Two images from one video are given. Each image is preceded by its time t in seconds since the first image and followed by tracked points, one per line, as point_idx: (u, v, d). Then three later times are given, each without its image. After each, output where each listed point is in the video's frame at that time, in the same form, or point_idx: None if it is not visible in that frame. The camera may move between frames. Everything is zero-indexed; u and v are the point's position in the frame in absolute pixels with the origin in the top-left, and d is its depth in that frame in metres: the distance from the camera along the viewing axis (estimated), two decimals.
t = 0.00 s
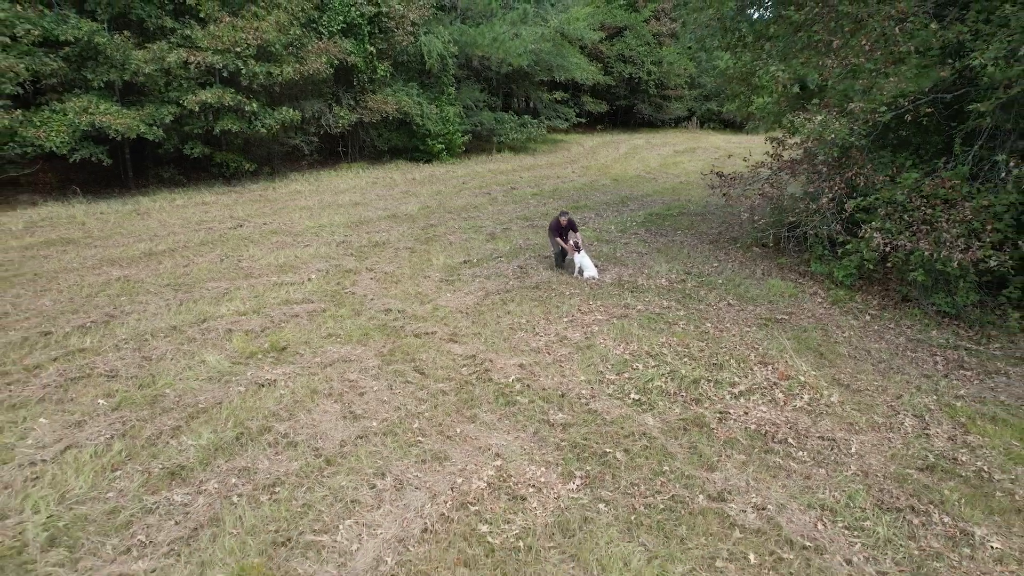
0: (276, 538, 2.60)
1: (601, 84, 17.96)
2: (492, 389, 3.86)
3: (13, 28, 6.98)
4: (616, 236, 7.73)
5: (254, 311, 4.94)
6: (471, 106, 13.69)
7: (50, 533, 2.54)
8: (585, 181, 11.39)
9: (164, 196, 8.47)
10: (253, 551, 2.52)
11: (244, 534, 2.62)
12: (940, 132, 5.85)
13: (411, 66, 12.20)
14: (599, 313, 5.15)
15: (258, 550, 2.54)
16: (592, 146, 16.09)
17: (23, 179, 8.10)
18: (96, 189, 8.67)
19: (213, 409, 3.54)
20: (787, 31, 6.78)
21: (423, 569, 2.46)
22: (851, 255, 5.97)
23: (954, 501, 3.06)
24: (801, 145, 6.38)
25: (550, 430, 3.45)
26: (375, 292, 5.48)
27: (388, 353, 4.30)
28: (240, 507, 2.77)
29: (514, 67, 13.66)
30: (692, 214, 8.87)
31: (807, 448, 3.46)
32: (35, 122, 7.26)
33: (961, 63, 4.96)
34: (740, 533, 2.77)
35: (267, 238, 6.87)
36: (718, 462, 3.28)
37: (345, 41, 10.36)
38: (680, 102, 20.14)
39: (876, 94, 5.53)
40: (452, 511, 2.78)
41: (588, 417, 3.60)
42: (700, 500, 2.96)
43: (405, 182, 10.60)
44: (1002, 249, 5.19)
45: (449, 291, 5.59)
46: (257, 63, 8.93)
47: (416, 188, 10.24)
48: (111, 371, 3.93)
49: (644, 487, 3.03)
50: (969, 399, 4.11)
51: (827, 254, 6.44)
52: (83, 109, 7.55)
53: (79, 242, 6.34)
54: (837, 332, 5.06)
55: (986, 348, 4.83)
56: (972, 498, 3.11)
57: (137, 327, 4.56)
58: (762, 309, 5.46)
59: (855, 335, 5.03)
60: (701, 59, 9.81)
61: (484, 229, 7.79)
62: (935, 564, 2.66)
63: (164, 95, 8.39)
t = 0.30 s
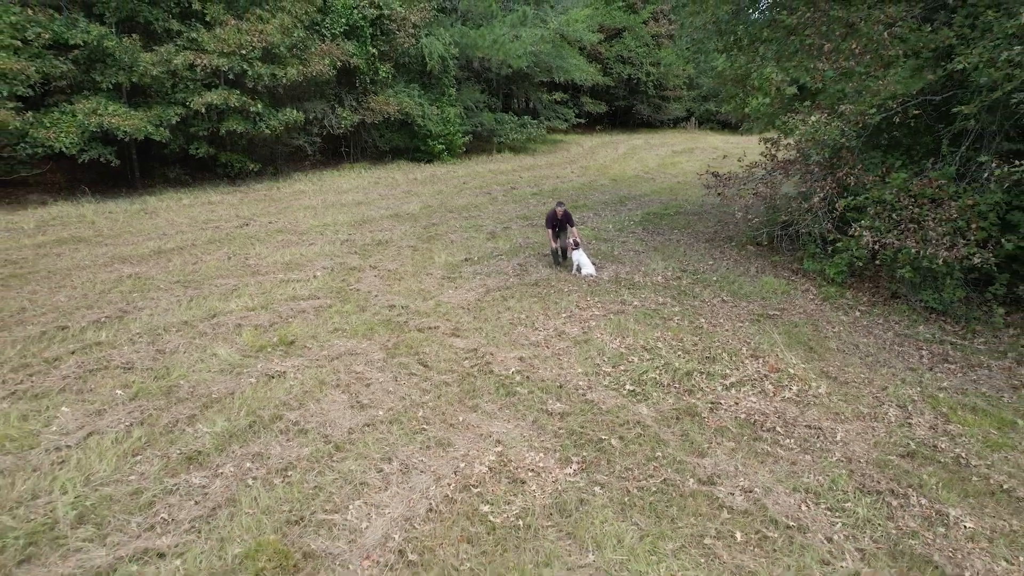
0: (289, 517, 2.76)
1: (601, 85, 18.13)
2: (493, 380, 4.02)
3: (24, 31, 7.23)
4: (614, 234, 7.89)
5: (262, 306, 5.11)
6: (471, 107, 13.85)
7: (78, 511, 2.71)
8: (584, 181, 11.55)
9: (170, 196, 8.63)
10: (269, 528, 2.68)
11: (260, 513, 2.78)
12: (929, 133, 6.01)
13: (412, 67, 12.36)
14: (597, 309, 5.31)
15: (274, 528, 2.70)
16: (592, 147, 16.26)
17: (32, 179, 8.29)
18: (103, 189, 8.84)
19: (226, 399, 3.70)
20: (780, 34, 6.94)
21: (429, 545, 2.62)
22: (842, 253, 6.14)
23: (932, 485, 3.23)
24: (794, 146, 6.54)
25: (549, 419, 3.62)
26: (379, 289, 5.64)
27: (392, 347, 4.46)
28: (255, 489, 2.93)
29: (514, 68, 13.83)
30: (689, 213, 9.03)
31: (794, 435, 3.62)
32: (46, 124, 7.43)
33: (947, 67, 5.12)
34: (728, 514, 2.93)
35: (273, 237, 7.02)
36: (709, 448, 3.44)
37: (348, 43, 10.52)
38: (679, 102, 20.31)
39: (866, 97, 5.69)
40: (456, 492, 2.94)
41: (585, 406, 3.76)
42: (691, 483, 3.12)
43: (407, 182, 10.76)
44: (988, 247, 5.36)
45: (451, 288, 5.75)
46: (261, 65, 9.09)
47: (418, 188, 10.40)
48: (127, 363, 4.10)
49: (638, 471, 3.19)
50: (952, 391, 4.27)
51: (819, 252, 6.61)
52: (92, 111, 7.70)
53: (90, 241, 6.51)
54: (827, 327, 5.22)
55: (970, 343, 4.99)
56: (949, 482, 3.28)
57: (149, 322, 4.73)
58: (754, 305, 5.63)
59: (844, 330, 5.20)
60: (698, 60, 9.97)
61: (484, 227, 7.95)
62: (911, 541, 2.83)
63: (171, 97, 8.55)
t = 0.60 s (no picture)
0: (302, 498, 2.92)
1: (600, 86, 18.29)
2: (494, 372, 4.19)
3: (35, 35, 7.41)
4: (612, 233, 8.06)
5: (270, 303, 5.27)
6: (471, 108, 14.01)
7: (104, 492, 2.89)
8: (583, 181, 11.72)
9: (176, 196, 8.79)
10: (283, 508, 2.85)
11: (274, 494, 2.94)
12: (918, 134, 6.17)
13: (414, 69, 12.52)
14: (594, 305, 5.48)
15: (288, 508, 2.86)
16: (591, 147, 16.44)
17: (42, 179, 8.45)
18: (111, 189, 9.01)
19: (239, 390, 3.87)
20: (774, 38, 7.10)
21: (434, 523, 2.79)
22: (834, 251, 6.31)
23: (911, 471, 3.40)
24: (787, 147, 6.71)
25: (547, 409, 3.78)
26: (383, 286, 5.80)
27: (397, 341, 4.62)
28: (269, 472, 3.10)
29: (514, 70, 14.00)
30: (685, 212, 9.20)
31: (781, 424, 3.79)
32: (56, 125, 7.59)
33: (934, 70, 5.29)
34: (717, 496, 3.09)
35: (278, 236, 7.19)
36: (700, 436, 3.60)
37: (350, 45, 10.69)
38: (677, 103, 20.48)
39: (856, 100, 5.85)
40: (459, 476, 3.11)
41: (582, 397, 3.93)
42: (682, 468, 3.29)
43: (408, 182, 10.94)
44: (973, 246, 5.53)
45: (453, 285, 5.92)
46: (266, 68, 9.26)
47: (419, 188, 10.57)
48: (142, 357, 4.27)
49: (632, 457, 3.36)
50: (935, 383, 4.45)
51: (811, 250, 6.77)
52: (101, 112, 7.86)
53: (100, 240, 6.67)
54: (817, 322, 5.39)
55: (956, 338, 5.16)
56: (927, 468, 3.45)
57: (162, 317, 4.89)
58: (748, 301, 5.79)
59: (834, 326, 5.37)
60: (695, 62, 10.14)
61: (485, 227, 8.12)
62: (889, 521, 3.00)
63: (177, 99, 8.72)
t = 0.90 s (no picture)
0: (314, 481, 3.10)
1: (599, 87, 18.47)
2: (494, 366, 4.37)
3: (46, 39, 7.59)
4: (609, 233, 8.24)
5: (278, 299, 5.45)
6: (472, 109, 14.18)
7: (128, 476, 3.06)
8: (582, 181, 11.90)
9: (183, 196, 8.97)
10: (296, 490, 3.02)
11: (287, 478, 3.12)
12: (907, 136, 6.34)
13: (415, 71, 12.69)
14: (592, 302, 5.66)
15: (301, 490, 3.04)
16: (590, 148, 16.63)
17: (52, 180, 8.64)
18: (119, 189, 9.19)
19: (251, 382, 4.05)
20: (768, 42, 7.27)
21: (439, 504, 2.96)
22: (825, 249, 6.49)
23: (891, 458, 3.58)
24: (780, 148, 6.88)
25: (546, 400, 3.96)
26: (386, 284, 5.98)
27: (401, 336, 4.81)
28: (282, 458, 3.28)
29: (514, 72, 14.18)
30: (682, 212, 9.38)
31: (769, 414, 3.96)
32: (66, 127, 7.77)
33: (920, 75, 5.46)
34: (706, 481, 3.27)
35: (284, 235, 7.36)
36: (691, 425, 3.78)
37: (353, 47, 10.86)
38: (676, 104, 20.66)
39: (846, 103, 6.03)
40: (462, 461, 3.28)
41: (579, 388, 4.11)
42: (673, 455, 3.46)
43: (410, 182, 11.11)
44: (959, 245, 5.70)
45: (454, 283, 6.09)
46: (271, 70, 9.44)
47: (421, 188, 10.75)
48: (156, 351, 4.44)
49: (626, 445, 3.54)
50: (919, 376, 4.63)
51: (804, 249, 6.95)
52: (110, 115, 8.04)
53: (111, 239, 6.84)
54: (808, 318, 5.57)
55: (941, 334, 5.34)
56: (907, 455, 3.63)
57: (174, 313, 5.07)
58: (741, 298, 5.97)
59: (824, 322, 5.55)
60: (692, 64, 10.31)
61: (485, 226, 8.30)
62: (868, 504, 3.18)
63: (184, 101, 8.89)
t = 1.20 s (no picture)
0: (325, 467, 3.28)
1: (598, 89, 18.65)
2: (495, 360, 4.56)
3: (57, 44, 7.78)
4: (607, 233, 8.42)
5: (286, 297, 5.64)
6: (472, 110, 14.36)
7: (150, 461, 3.26)
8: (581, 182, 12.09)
9: (190, 196, 9.16)
10: (309, 475, 3.21)
11: (300, 464, 3.30)
12: (895, 139, 6.53)
13: (416, 73, 12.88)
14: (589, 299, 5.84)
15: (313, 475, 3.22)
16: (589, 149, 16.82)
17: (62, 181, 8.83)
18: (126, 190, 9.39)
19: (262, 375, 4.24)
20: (761, 46, 7.46)
21: (443, 488, 3.15)
22: (816, 249, 6.68)
23: (872, 446, 3.77)
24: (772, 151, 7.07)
25: (545, 392, 4.15)
26: (390, 282, 6.16)
27: (405, 332, 5.00)
28: (295, 445, 3.46)
29: (513, 74, 14.37)
30: (679, 212, 9.57)
31: (758, 405, 4.15)
32: (76, 129, 7.96)
33: (906, 79, 5.65)
34: (696, 467, 3.45)
35: (289, 235, 7.54)
36: (682, 416, 3.96)
37: (355, 50, 11.04)
38: (675, 105, 20.84)
39: (836, 107, 6.22)
40: (465, 449, 3.47)
41: (577, 381, 4.30)
42: (665, 443, 3.65)
43: (412, 183, 11.31)
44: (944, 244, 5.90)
45: (456, 281, 6.28)
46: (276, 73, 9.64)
47: (422, 189, 10.93)
48: (171, 346, 4.63)
49: (620, 434, 3.72)
50: (903, 370, 4.82)
51: (796, 248, 7.14)
52: (119, 117, 8.22)
53: (122, 239, 7.03)
54: (798, 315, 5.76)
55: (926, 330, 5.53)
56: (888, 444, 3.82)
57: (186, 310, 5.25)
58: (734, 296, 6.16)
59: (814, 318, 5.73)
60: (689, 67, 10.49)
61: (486, 226, 8.48)
62: (848, 488, 3.37)
63: (191, 104, 9.08)
